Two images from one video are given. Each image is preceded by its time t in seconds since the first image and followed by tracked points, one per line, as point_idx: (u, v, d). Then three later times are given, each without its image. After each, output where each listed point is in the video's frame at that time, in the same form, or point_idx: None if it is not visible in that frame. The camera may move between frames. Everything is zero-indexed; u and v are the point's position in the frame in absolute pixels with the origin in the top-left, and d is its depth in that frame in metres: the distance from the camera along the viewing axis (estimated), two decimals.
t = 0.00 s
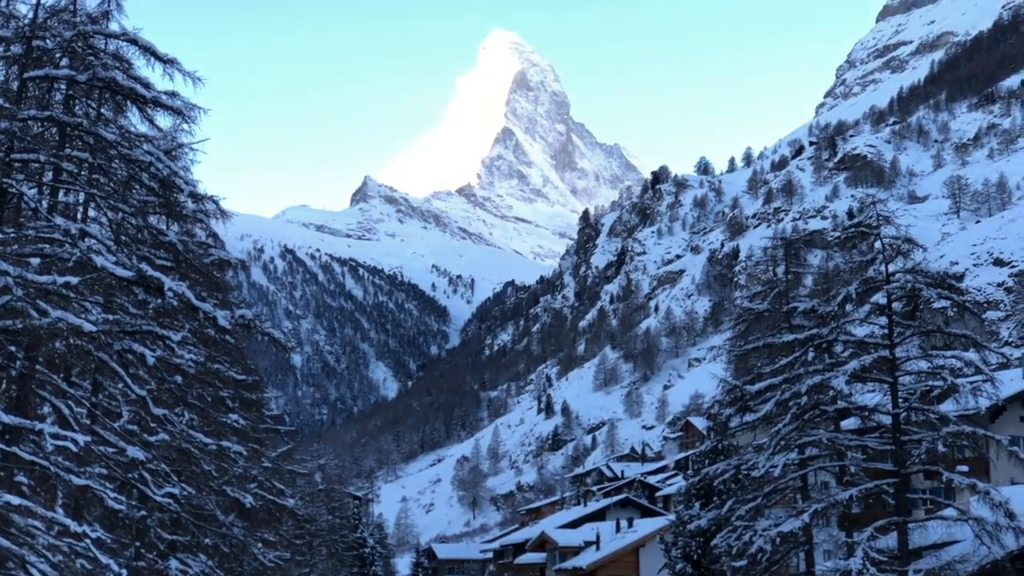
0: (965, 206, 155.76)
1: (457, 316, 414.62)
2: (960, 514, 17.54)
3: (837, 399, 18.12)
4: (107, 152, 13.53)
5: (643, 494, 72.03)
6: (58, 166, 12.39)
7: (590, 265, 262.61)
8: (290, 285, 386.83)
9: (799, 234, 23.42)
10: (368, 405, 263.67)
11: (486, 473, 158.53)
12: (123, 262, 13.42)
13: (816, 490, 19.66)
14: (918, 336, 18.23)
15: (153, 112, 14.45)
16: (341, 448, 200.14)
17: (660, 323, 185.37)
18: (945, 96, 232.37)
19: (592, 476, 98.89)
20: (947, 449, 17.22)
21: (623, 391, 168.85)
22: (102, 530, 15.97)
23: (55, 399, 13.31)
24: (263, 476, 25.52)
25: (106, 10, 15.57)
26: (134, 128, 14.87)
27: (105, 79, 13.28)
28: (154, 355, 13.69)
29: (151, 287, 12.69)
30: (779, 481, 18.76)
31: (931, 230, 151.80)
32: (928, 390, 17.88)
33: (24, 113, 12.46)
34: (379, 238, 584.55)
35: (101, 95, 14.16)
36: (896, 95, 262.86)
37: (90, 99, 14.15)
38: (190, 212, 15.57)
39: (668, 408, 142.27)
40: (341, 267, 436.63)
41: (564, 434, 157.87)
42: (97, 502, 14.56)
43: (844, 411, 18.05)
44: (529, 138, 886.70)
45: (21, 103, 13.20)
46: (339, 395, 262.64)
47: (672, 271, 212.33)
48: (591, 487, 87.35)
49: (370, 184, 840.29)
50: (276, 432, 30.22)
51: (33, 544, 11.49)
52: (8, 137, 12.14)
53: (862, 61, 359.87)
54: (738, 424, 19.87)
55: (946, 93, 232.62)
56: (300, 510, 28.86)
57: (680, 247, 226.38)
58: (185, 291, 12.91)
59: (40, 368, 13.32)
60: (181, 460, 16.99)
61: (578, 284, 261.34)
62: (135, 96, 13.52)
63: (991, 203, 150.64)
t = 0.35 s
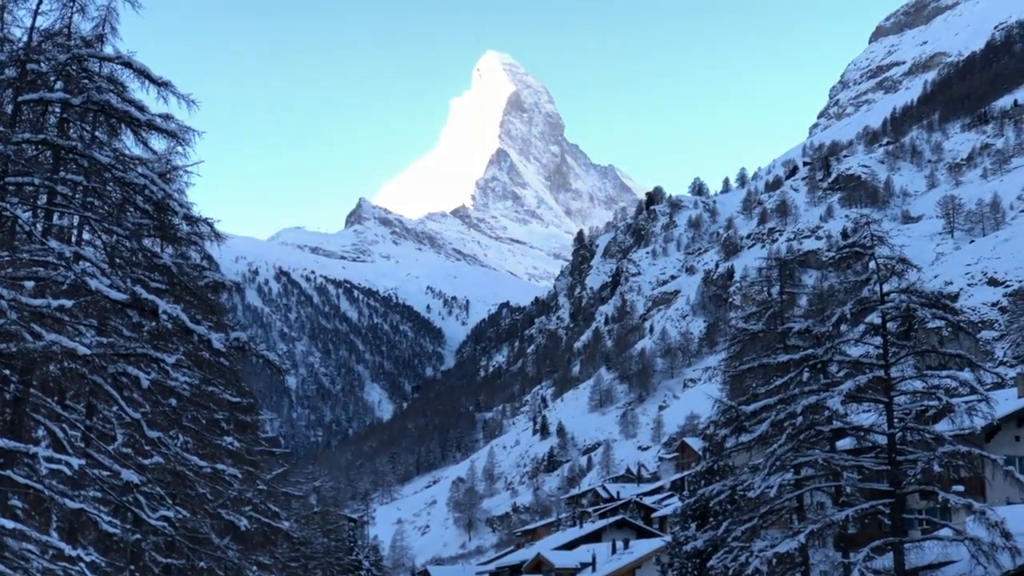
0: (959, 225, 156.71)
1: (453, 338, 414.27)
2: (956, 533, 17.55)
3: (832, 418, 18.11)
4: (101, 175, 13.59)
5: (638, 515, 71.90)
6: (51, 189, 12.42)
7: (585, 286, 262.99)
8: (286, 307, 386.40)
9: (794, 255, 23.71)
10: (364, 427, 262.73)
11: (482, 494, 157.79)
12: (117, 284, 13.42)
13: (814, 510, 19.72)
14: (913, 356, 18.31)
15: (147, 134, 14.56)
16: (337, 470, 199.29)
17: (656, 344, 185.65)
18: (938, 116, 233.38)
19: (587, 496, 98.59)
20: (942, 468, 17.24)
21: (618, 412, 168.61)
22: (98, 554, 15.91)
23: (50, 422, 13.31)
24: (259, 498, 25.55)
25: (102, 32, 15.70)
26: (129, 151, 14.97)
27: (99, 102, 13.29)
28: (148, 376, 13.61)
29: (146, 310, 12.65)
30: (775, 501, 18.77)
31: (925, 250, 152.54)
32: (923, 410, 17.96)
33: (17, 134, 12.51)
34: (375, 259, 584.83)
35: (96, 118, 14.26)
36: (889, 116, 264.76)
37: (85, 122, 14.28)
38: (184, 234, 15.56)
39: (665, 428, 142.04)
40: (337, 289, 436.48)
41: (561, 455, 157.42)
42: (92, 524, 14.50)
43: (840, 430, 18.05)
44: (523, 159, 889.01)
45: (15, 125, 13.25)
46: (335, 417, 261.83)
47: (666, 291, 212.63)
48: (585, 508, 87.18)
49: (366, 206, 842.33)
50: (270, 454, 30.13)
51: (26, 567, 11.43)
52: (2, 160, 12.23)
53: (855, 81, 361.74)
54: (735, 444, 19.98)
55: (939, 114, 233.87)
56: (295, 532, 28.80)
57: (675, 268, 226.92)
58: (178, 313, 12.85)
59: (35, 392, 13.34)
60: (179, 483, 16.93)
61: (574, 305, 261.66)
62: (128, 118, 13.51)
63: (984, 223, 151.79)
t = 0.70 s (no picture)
0: (956, 247, 157.16)
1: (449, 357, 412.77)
2: (953, 558, 16.52)
3: (830, 439, 17.23)
4: (100, 198, 13.05)
5: (637, 536, 71.19)
6: (52, 211, 11.88)
7: (582, 306, 262.80)
8: (281, 327, 385.10)
9: (791, 276, 23.29)
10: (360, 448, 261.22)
11: (479, 515, 156.54)
12: (114, 305, 12.83)
13: (811, 533, 18.78)
14: (911, 377, 17.64)
15: (145, 155, 14.07)
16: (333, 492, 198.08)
17: (652, 364, 185.24)
18: (934, 137, 234.77)
19: (586, 518, 98.03)
20: (939, 490, 16.50)
21: (615, 433, 167.97)
22: None
23: (46, 444, 12.70)
24: (255, 520, 24.87)
25: (100, 55, 15.28)
26: (127, 172, 14.45)
27: (98, 124, 12.73)
28: (146, 398, 12.99)
29: (143, 331, 12.02)
30: (772, 522, 17.47)
31: (922, 272, 153.06)
32: (921, 431, 17.21)
33: (18, 157, 12.04)
34: (370, 279, 583.50)
35: (92, 139, 13.76)
36: (884, 137, 266.32)
37: (82, 143, 13.82)
38: (185, 256, 14.89)
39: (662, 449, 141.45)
40: (332, 309, 435.17)
41: (557, 475, 156.65)
42: (89, 548, 13.84)
43: (836, 451, 17.17)
44: (518, 178, 889.97)
45: (13, 147, 12.79)
46: (330, 438, 260.34)
47: (663, 312, 212.49)
48: (585, 529, 86.53)
49: (362, 226, 842.82)
50: (269, 476, 29.48)
51: None
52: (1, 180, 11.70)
53: (850, 102, 363.47)
54: (733, 464, 19.06)
55: (936, 134, 235.26)
56: (293, 554, 28.06)
57: (671, 288, 227.03)
58: (177, 336, 12.19)
59: (32, 413, 12.78)
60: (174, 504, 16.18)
61: (570, 325, 261.46)
62: (127, 140, 12.96)
63: (980, 243, 152.72)
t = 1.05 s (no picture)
0: (956, 266, 157.21)
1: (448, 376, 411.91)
2: None
3: (830, 460, 17.21)
4: (100, 217, 13.11)
5: (637, 556, 70.79)
6: (51, 230, 11.91)
7: (582, 326, 262.61)
8: (281, 346, 384.56)
9: (790, 295, 23.36)
10: (360, 467, 260.29)
11: (479, 535, 155.65)
12: (114, 325, 12.83)
13: (811, 553, 18.66)
14: (911, 397, 17.62)
15: (146, 175, 14.20)
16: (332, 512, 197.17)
17: (653, 383, 184.73)
18: (934, 157, 235.15)
19: (586, 537, 97.58)
20: (942, 510, 16.34)
21: (615, 453, 167.44)
22: None
23: (45, 464, 12.70)
24: (255, 541, 24.80)
25: (100, 75, 15.42)
26: (127, 192, 14.56)
27: (98, 144, 12.83)
28: (146, 420, 12.95)
29: (142, 350, 11.98)
30: (773, 543, 17.41)
31: (922, 291, 153.26)
32: (922, 451, 17.19)
33: (18, 177, 12.14)
34: (371, 298, 583.29)
35: (92, 159, 13.79)
36: (884, 157, 267.02)
37: (82, 164, 13.88)
38: (184, 276, 14.93)
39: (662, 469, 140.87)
40: (332, 328, 434.88)
41: (557, 495, 156.08)
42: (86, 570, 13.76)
43: (837, 472, 17.16)
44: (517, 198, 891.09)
45: (13, 167, 12.82)
46: (330, 457, 259.31)
47: (663, 331, 212.38)
48: (584, 549, 86.16)
49: (363, 246, 843.90)
50: (268, 495, 29.39)
51: None
52: None
53: (850, 121, 364.22)
54: (732, 484, 19.02)
55: (935, 154, 235.72)
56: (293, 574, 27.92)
57: (671, 307, 227.00)
58: (177, 356, 12.16)
59: (33, 432, 12.77)
60: (173, 524, 16.07)
61: (570, 344, 261.20)
62: (127, 160, 13.05)
63: (980, 262, 152.23)
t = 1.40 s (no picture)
0: (959, 277, 157.05)
1: (451, 388, 411.39)
2: None
3: (833, 471, 17.21)
4: (102, 229, 13.24)
5: (639, 568, 70.79)
6: (53, 241, 11.96)
7: (585, 337, 262.52)
8: (284, 357, 384.30)
9: (792, 307, 23.39)
10: (363, 479, 260.07)
11: (482, 546, 155.24)
12: (117, 336, 12.85)
13: (813, 564, 18.57)
14: (915, 408, 17.48)
15: (149, 185, 14.23)
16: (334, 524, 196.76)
17: (656, 395, 184.35)
18: (937, 168, 235.10)
19: (588, 547, 97.69)
20: (944, 521, 16.32)
21: (618, 464, 167.19)
22: None
23: (46, 476, 12.75)
24: (256, 552, 24.79)
25: (104, 85, 15.52)
26: (130, 202, 14.59)
27: (101, 155, 12.91)
28: (149, 429, 12.90)
29: (147, 361, 11.99)
30: (775, 554, 17.33)
31: (924, 303, 153.26)
32: (925, 462, 17.10)
33: (18, 188, 12.21)
34: (374, 309, 583.43)
35: (94, 170, 13.81)
36: (887, 168, 267.06)
37: (86, 174, 13.92)
38: (189, 288, 14.91)
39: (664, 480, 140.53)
40: (335, 339, 434.82)
41: (560, 506, 155.80)
42: None
43: (840, 483, 17.14)
44: (520, 209, 891.94)
45: (16, 177, 12.82)
46: (333, 469, 259.45)
47: (666, 342, 212.29)
48: (586, 561, 86.09)
49: (366, 257, 844.76)
50: (270, 507, 29.41)
51: None
52: (2, 214, 11.84)
53: (853, 132, 364.42)
54: (736, 495, 18.96)
55: (939, 165, 235.69)
56: None
57: (674, 318, 226.84)
58: (179, 366, 12.13)
59: (35, 444, 12.86)
60: (175, 535, 15.99)
61: (573, 356, 261.07)
62: (130, 170, 13.12)
63: (983, 274, 151.57)
